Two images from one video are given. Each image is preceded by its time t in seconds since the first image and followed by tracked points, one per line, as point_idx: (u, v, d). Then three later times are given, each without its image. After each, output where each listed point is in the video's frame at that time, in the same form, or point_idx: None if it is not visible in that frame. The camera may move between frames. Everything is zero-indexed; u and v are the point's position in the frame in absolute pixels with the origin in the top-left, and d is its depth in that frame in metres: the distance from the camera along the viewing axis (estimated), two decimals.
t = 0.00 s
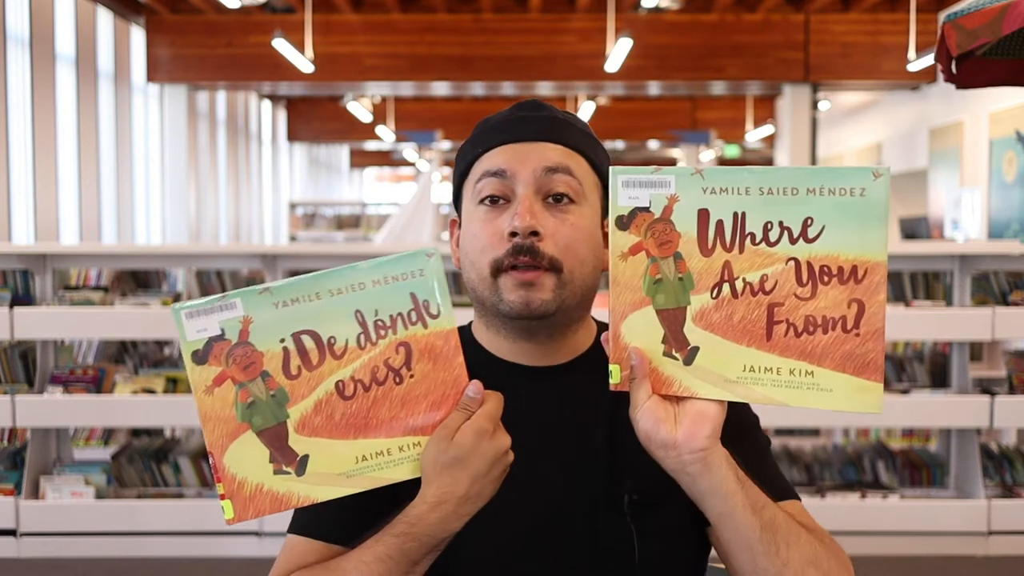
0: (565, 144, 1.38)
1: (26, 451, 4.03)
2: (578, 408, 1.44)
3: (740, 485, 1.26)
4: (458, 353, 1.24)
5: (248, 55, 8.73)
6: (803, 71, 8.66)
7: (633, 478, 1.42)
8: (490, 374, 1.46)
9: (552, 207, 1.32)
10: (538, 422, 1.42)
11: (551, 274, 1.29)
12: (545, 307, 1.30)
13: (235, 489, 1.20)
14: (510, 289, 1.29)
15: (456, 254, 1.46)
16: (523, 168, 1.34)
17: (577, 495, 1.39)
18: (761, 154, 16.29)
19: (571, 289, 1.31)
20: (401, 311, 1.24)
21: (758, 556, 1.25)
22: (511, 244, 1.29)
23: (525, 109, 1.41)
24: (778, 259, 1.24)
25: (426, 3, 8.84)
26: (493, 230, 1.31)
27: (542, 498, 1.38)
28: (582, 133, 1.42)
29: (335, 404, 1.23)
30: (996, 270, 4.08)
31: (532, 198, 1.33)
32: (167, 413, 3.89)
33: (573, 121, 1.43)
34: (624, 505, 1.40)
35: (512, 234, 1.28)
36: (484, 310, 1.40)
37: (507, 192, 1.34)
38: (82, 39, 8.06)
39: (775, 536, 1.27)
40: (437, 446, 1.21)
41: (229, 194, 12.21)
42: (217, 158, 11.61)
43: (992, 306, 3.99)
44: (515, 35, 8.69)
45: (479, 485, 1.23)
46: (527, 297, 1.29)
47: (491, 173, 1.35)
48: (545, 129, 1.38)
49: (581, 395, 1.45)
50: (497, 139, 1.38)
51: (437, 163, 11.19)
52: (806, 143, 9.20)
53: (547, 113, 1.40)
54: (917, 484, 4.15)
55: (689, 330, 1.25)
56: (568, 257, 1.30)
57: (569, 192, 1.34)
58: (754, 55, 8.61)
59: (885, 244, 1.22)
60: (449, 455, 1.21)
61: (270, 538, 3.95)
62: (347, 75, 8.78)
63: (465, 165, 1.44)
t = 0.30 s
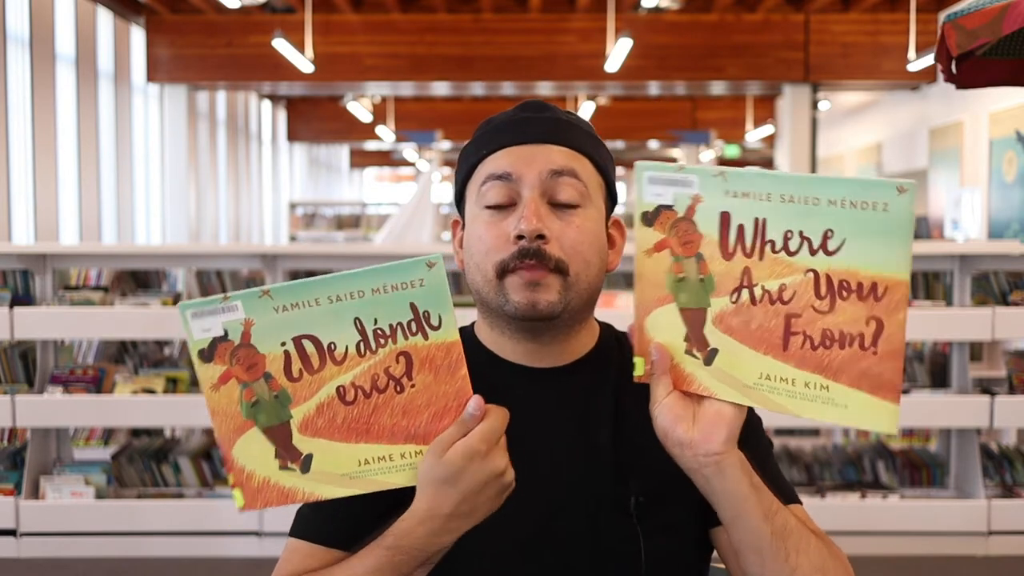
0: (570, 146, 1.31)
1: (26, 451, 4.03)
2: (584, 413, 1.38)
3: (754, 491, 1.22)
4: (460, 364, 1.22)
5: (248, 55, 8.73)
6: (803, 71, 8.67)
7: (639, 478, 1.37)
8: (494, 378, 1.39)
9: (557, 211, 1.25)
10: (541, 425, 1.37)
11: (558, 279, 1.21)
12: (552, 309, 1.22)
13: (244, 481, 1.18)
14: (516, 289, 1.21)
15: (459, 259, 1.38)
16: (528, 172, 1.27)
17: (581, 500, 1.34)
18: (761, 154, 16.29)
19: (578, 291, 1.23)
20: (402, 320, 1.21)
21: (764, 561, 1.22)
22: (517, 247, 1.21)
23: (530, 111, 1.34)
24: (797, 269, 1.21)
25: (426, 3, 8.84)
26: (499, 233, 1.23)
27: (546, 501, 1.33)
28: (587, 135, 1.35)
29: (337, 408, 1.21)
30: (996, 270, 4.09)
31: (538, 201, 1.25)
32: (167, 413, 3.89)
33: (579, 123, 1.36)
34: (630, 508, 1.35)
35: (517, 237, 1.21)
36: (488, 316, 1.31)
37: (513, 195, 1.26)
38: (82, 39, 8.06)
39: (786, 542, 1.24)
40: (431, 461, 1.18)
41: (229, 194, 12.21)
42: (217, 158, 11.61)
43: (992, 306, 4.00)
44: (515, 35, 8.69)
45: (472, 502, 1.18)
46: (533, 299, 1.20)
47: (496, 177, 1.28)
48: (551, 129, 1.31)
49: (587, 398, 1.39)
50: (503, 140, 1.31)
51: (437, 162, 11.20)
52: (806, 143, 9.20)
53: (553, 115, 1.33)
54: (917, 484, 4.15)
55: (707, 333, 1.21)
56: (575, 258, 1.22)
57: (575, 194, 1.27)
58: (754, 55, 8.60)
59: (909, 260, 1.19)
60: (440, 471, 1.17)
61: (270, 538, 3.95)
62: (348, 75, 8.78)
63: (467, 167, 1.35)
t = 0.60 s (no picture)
0: (601, 147, 1.13)
1: (26, 451, 4.02)
2: (600, 402, 1.15)
3: None
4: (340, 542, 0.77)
5: (248, 55, 8.72)
6: (804, 71, 8.67)
7: (660, 473, 1.12)
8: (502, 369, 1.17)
9: (584, 215, 1.10)
10: (548, 413, 1.13)
11: (584, 288, 1.08)
12: (577, 324, 1.09)
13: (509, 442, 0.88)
14: (539, 297, 1.08)
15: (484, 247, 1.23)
16: (556, 174, 1.11)
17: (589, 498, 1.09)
18: (761, 154, 16.29)
19: (604, 301, 1.10)
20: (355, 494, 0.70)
21: None
22: (542, 250, 1.07)
23: (562, 107, 1.15)
24: None
25: (426, 3, 8.83)
26: (524, 233, 1.09)
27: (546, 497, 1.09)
28: (622, 136, 1.15)
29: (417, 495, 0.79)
30: (996, 270, 4.08)
31: (565, 204, 1.10)
32: (168, 412, 3.91)
33: (614, 124, 1.16)
34: (649, 509, 1.10)
35: (543, 240, 1.07)
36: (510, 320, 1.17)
37: (540, 197, 1.11)
38: (82, 39, 8.06)
39: None
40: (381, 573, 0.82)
41: (229, 194, 12.22)
42: (217, 158, 11.61)
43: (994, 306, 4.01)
44: (515, 35, 8.69)
45: None
46: (556, 310, 1.08)
47: (519, 177, 1.12)
48: (583, 129, 1.12)
49: (607, 392, 1.15)
50: (531, 137, 1.13)
51: (436, 162, 11.18)
52: (806, 143, 9.18)
53: (587, 113, 1.14)
54: (917, 483, 4.22)
55: None
56: (604, 266, 1.08)
57: (604, 199, 1.11)
58: (754, 56, 8.61)
59: None
60: None
61: (270, 538, 3.94)
62: (347, 75, 8.77)
63: (493, 167, 1.19)
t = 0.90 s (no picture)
0: (635, 161, 1.17)
1: (26, 451, 4.02)
2: (628, 412, 1.20)
3: None
4: None
5: (248, 55, 8.72)
6: (804, 71, 8.67)
7: (687, 486, 1.18)
8: (532, 373, 1.22)
9: (612, 231, 1.16)
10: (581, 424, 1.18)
11: (609, 302, 1.15)
12: (603, 335, 1.16)
13: None
14: (564, 307, 1.16)
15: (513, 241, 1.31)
16: (585, 189, 1.16)
17: (621, 510, 1.15)
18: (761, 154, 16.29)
19: (629, 313, 1.17)
20: None
21: None
22: (567, 265, 1.15)
23: (596, 115, 1.19)
24: None
25: (426, 3, 8.83)
26: (551, 245, 1.16)
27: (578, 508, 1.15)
28: (658, 147, 1.19)
29: None
30: (996, 270, 4.09)
31: (594, 219, 1.16)
32: (168, 412, 3.91)
33: (652, 132, 1.20)
34: (675, 520, 1.17)
35: (569, 256, 1.14)
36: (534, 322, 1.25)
37: (569, 210, 1.17)
38: (82, 39, 8.06)
39: None
40: None
41: (229, 194, 12.21)
42: (217, 158, 11.60)
43: (994, 306, 4.02)
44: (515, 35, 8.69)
45: None
46: (581, 321, 1.15)
47: (549, 190, 1.18)
48: (616, 145, 1.16)
49: (636, 401, 1.21)
50: (563, 149, 1.18)
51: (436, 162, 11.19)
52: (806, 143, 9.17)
53: (622, 125, 1.17)
54: (917, 483, 4.23)
55: None
56: (628, 279, 1.15)
57: (633, 215, 1.16)
58: (754, 55, 8.61)
59: None
60: None
61: (270, 538, 3.96)
62: (347, 75, 8.77)
63: (521, 169, 1.23)
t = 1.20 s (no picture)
0: (671, 169, 1.16)
1: (26, 451, 4.02)
2: (645, 418, 1.19)
3: None
4: None
5: (248, 55, 8.72)
6: (803, 71, 8.67)
7: (701, 493, 1.19)
8: (549, 375, 1.22)
9: (647, 241, 1.16)
10: (595, 429, 1.18)
11: (640, 312, 1.15)
12: (629, 347, 1.16)
13: None
14: (595, 316, 1.15)
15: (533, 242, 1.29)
16: (623, 197, 1.15)
17: (634, 515, 1.15)
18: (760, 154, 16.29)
19: (658, 325, 1.17)
20: None
21: None
22: (601, 274, 1.14)
23: (632, 119, 1.17)
24: None
25: (426, 3, 8.83)
26: (583, 252, 1.16)
27: (590, 514, 1.15)
28: (691, 156, 1.19)
29: None
30: (996, 270, 4.09)
31: (629, 229, 1.15)
32: (168, 412, 3.91)
33: (686, 139, 1.20)
34: (688, 527, 1.17)
35: (603, 265, 1.14)
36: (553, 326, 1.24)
37: (603, 216, 1.16)
38: (82, 39, 8.05)
39: None
40: None
41: (228, 194, 12.21)
42: (217, 158, 11.60)
43: (994, 306, 4.03)
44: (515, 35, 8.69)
45: None
46: (610, 334, 1.15)
47: (583, 194, 1.17)
48: (653, 152, 1.16)
49: (653, 405, 1.20)
50: (598, 153, 1.16)
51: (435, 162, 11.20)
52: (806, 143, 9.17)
53: (657, 132, 1.17)
54: (917, 483, 4.23)
55: None
56: (659, 291, 1.16)
57: (669, 226, 1.16)
58: (754, 55, 8.61)
59: None
60: None
61: (270, 538, 3.96)
62: (347, 75, 8.77)
63: (549, 169, 1.22)
